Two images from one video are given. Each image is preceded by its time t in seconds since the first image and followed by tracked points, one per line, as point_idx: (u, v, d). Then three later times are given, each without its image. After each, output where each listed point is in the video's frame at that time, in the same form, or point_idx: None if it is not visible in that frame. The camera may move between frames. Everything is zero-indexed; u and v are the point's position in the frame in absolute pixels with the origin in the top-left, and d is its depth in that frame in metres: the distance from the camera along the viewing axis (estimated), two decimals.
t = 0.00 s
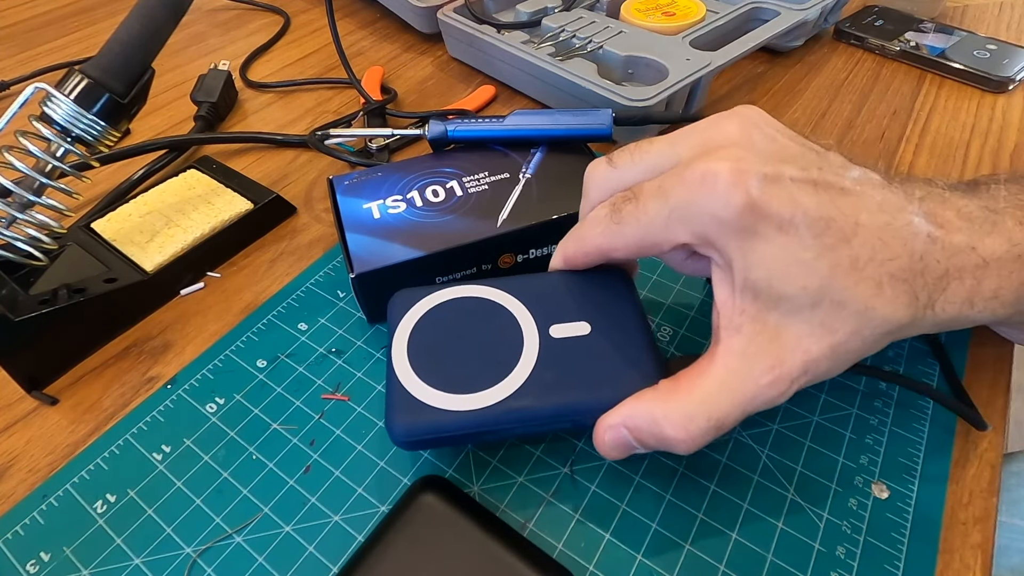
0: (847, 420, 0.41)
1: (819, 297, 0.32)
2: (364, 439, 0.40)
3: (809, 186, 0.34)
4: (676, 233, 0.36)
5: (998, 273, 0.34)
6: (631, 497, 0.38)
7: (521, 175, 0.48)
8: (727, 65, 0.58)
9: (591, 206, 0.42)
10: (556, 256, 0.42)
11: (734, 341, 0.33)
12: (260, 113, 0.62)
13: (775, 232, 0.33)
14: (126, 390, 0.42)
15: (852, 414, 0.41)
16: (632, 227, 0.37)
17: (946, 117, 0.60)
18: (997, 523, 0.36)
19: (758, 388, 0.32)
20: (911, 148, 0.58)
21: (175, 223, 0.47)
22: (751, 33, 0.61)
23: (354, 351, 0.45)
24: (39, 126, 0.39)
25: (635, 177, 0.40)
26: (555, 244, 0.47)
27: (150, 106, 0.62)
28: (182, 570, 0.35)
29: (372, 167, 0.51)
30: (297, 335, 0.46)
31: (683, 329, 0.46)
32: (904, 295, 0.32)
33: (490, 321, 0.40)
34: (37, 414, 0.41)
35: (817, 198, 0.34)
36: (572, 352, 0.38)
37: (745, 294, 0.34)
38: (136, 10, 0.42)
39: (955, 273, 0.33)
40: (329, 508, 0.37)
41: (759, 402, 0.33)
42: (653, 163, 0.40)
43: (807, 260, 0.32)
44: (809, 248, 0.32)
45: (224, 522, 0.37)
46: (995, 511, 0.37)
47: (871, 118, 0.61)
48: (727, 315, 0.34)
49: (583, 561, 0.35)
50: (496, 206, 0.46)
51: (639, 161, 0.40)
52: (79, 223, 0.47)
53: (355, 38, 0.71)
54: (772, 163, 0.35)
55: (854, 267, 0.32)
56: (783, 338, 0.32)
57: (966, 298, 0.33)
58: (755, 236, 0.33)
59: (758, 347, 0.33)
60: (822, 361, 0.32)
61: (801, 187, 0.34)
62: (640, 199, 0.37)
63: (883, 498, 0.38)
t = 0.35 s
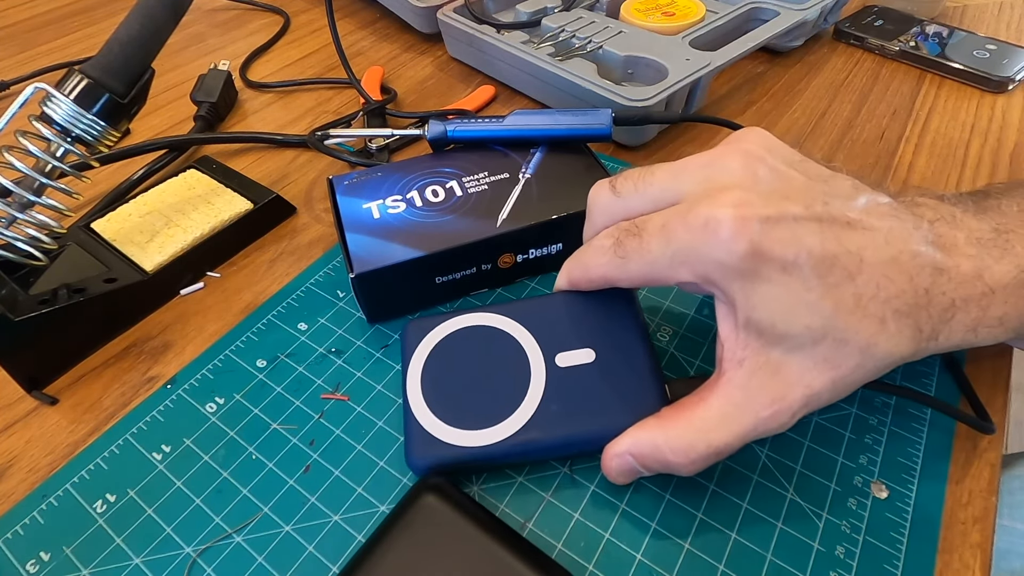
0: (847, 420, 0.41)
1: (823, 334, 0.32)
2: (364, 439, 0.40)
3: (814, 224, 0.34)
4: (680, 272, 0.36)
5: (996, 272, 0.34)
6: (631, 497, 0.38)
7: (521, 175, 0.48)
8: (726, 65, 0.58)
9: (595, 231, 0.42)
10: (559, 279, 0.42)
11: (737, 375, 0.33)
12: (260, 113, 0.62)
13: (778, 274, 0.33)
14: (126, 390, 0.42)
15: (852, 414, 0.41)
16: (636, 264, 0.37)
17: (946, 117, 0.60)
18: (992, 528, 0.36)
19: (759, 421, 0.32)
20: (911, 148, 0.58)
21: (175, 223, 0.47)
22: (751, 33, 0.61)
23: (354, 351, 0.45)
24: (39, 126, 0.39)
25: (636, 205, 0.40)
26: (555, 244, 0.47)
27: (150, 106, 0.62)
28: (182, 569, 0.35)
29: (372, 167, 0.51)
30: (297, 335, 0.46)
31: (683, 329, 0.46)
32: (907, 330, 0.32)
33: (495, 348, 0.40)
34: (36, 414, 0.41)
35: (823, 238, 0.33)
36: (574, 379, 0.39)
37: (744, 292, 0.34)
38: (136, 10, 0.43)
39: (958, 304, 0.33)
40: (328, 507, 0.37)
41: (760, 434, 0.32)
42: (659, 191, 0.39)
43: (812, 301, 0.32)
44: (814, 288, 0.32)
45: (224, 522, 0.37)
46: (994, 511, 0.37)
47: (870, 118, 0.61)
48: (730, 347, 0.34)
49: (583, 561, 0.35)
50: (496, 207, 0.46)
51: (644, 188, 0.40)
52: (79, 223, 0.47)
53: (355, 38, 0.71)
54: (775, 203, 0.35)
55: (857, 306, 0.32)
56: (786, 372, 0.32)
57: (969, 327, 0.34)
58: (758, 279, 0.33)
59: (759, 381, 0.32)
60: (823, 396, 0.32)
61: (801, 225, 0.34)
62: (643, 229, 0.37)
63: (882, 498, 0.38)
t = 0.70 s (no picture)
0: (847, 420, 0.41)
1: (790, 330, 0.32)
2: (364, 439, 0.40)
3: (772, 228, 0.34)
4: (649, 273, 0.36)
5: (969, 268, 0.34)
6: (631, 496, 0.38)
7: (521, 175, 0.48)
8: (727, 65, 0.58)
9: (582, 236, 0.42)
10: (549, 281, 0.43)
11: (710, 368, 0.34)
12: (259, 113, 0.62)
13: (740, 276, 0.33)
14: (126, 390, 0.42)
15: (852, 414, 0.41)
16: (611, 266, 0.37)
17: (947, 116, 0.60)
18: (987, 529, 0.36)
19: (729, 412, 0.32)
20: (911, 149, 0.58)
21: (175, 223, 0.47)
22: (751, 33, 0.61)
23: (354, 351, 0.45)
24: (39, 126, 0.39)
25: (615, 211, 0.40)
26: (555, 245, 0.47)
27: (150, 106, 0.62)
28: (182, 569, 0.35)
29: (372, 167, 0.51)
30: (297, 335, 0.46)
31: (683, 329, 0.46)
32: (874, 325, 0.32)
33: (488, 339, 0.41)
34: (37, 414, 0.41)
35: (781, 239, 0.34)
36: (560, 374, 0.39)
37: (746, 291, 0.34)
38: (136, 10, 0.42)
39: (928, 300, 0.33)
40: (328, 508, 0.37)
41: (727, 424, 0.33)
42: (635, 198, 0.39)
43: (774, 299, 0.32)
44: (776, 287, 0.32)
45: (224, 522, 0.37)
46: (994, 511, 0.37)
47: (870, 118, 0.61)
48: (705, 344, 0.35)
49: (583, 561, 0.35)
50: (497, 207, 0.46)
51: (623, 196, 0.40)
52: (79, 223, 0.47)
53: (355, 38, 0.71)
54: (735, 208, 0.35)
55: (822, 299, 0.32)
56: (757, 366, 0.32)
57: (941, 322, 0.34)
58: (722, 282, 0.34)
59: (732, 374, 0.33)
60: (795, 389, 0.32)
61: (759, 230, 0.34)
62: (618, 232, 0.37)
63: (883, 498, 0.38)
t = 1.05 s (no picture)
0: (847, 420, 0.41)
1: (815, 334, 0.32)
2: (364, 439, 0.40)
3: (792, 236, 0.34)
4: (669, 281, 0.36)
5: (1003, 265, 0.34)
6: (631, 497, 0.38)
7: (521, 175, 0.48)
8: (727, 65, 0.58)
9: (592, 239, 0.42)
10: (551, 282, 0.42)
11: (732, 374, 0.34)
12: (259, 113, 0.62)
13: (761, 284, 0.33)
14: (126, 390, 0.42)
15: (852, 414, 0.41)
16: (624, 275, 0.37)
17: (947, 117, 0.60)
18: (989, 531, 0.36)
19: (753, 414, 0.33)
20: (911, 149, 0.58)
21: (175, 223, 0.47)
22: (751, 33, 0.61)
23: (354, 351, 0.45)
24: (39, 126, 0.39)
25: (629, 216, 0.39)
26: (555, 245, 0.47)
27: (149, 107, 0.62)
28: (182, 569, 0.35)
29: (372, 167, 0.51)
30: (297, 335, 0.46)
31: (684, 329, 0.46)
32: (900, 326, 0.32)
33: (489, 339, 0.41)
34: (36, 414, 0.41)
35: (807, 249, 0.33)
36: (560, 375, 0.39)
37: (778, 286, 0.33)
38: (136, 10, 0.42)
39: (960, 300, 0.33)
40: (328, 508, 0.37)
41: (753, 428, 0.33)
42: (648, 204, 0.38)
43: (797, 305, 0.32)
44: (799, 293, 0.32)
45: (224, 522, 0.37)
46: (994, 511, 0.37)
47: (870, 118, 0.61)
48: (726, 347, 0.35)
49: (583, 561, 0.35)
50: (496, 207, 0.46)
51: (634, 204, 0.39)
52: (79, 223, 0.47)
53: (355, 38, 0.71)
54: (751, 215, 0.35)
55: (847, 302, 0.32)
56: (783, 371, 0.33)
57: (971, 321, 0.34)
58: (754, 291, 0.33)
59: (756, 378, 0.33)
60: (819, 390, 0.33)
61: (778, 237, 0.34)
62: (631, 240, 0.37)
63: (883, 498, 0.38)
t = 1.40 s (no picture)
0: (847, 420, 0.41)
1: None
2: (364, 439, 0.40)
3: None
4: (1014, 76, 0.25)
5: None
6: (632, 497, 0.38)
7: (521, 175, 0.48)
8: (727, 65, 0.58)
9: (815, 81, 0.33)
10: (764, 157, 0.30)
11: None
12: (260, 113, 0.62)
13: None
14: (126, 390, 0.42)
15: (852, 414, 0.41)
16: (913, 77, 0.26)
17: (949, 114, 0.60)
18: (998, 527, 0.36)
19: None
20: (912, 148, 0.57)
21: (175, 223, 0.47)
22: (751, 33, 0.61)
23: (354, 351, 0.45)
24: (39, 126, 0.39)
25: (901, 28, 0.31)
26: (556, 244, 0.47)
27: (149, 106, 0.62)
28: (182, 570, 0.35)
29: (372, 167, 0.51)
30: (297, 335, 0.46)
31: (684, 329, 0.46)
32: None
33: (488, 339, 0.41)
34: (36, 415, 0.41)
35: None
36: (561, 375, 0.39)
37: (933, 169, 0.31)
38: (136, 10, 0.42)
39: None
40: (329, 508, 0.37)
41: None
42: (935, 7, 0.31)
43: None
44: None
45: (224, 522, 0.37)
46: (995, 512, 0.37)
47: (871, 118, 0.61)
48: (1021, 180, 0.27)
49: (584, 561, 0.35)
50: (497, 207, 0.46)
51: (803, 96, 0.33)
52: (79, 223, 0.47)
53: (355, 38, 0.71)
54: None
55: None
56: None
57: None
58: None
59: None
60: None
61: None
62: (945, 35, 0.26)
63: (883, 498, 0.38)
